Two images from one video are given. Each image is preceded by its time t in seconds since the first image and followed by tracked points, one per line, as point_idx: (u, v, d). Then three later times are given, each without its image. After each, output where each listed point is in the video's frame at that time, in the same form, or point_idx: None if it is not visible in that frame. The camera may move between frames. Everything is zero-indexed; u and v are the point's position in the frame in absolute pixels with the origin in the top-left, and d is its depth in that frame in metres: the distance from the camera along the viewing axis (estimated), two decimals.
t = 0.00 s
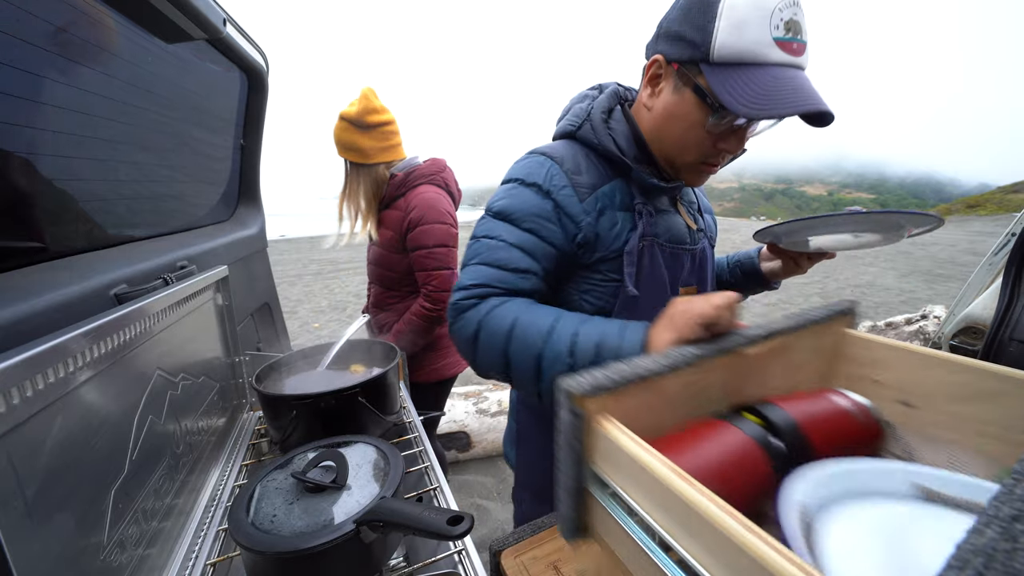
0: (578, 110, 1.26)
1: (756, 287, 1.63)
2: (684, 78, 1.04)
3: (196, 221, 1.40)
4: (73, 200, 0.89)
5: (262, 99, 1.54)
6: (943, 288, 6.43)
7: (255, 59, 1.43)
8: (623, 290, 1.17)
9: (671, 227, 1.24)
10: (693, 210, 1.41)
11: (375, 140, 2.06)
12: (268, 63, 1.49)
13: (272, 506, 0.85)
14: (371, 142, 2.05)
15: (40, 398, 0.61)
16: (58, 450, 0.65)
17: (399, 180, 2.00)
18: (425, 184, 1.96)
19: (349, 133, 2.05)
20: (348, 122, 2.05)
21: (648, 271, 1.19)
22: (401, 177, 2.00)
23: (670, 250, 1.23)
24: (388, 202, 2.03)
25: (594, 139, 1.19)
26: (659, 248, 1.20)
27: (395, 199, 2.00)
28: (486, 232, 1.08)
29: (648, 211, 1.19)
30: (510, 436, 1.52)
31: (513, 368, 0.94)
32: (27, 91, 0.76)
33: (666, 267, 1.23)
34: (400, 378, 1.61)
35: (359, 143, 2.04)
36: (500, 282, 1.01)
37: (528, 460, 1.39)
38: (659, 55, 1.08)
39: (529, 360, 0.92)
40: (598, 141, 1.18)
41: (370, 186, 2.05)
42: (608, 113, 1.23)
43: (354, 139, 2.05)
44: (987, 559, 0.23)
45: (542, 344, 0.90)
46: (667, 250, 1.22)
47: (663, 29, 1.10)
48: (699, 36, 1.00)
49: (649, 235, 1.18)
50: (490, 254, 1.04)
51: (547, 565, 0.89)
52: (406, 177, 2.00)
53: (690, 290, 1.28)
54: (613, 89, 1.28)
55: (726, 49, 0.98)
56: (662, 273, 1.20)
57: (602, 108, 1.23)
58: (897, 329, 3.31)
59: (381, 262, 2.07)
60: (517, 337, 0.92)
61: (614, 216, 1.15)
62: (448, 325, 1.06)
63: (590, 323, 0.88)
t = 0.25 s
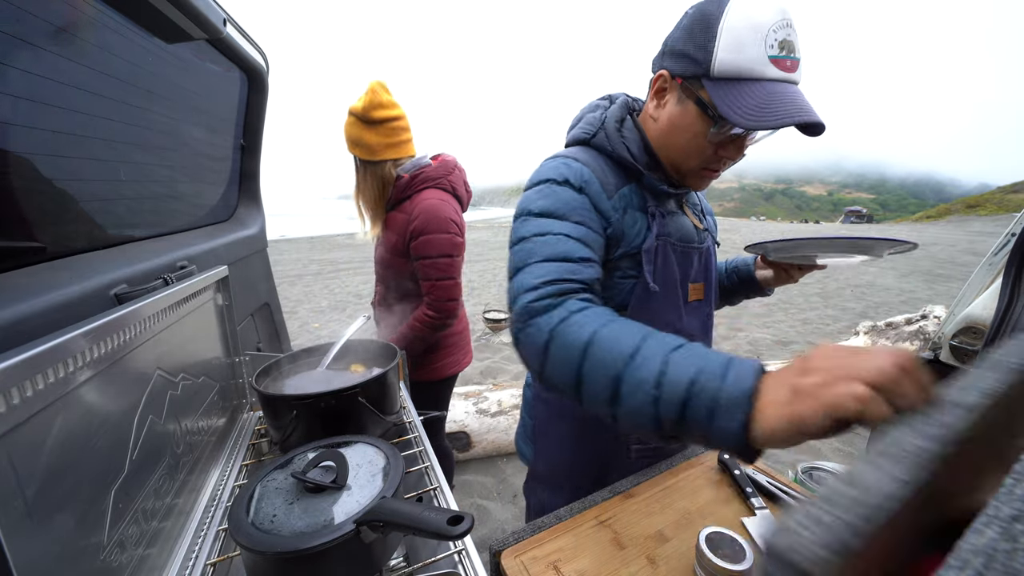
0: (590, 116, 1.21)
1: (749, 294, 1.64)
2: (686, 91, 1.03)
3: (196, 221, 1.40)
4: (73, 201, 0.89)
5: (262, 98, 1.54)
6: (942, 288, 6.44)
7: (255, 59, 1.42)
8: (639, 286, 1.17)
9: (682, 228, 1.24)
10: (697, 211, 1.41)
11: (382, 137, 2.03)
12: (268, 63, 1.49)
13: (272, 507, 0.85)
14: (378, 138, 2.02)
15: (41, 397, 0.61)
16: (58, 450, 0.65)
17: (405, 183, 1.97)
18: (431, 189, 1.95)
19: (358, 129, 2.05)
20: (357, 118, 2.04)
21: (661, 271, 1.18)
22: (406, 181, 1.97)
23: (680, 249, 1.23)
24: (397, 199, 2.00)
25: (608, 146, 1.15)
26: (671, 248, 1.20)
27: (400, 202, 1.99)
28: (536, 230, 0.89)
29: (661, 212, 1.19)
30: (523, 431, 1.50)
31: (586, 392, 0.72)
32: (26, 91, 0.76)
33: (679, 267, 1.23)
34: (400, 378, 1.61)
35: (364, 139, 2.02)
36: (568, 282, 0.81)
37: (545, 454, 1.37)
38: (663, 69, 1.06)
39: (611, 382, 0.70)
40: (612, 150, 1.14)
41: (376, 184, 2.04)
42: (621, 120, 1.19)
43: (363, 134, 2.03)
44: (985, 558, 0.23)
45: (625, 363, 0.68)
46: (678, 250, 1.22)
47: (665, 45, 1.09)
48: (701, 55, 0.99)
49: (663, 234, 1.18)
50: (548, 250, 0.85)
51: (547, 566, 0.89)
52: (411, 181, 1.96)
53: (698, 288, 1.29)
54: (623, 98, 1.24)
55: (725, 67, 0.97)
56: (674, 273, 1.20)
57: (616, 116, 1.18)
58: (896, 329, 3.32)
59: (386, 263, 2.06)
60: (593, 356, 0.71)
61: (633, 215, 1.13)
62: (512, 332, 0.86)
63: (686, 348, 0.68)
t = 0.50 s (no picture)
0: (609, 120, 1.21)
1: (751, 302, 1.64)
2: (699, 100, 1.04)
3: (196, 221, 1.40)
4: (73, 201, 0.89)
5: (263, 98, 1.54)
6: (942, 288, 6.45)
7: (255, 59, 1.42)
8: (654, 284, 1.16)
9: (696, 229, 1.23)
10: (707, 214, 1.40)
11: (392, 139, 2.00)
12: (268, 63, 1.49)
13: (272, 507, 0.85)
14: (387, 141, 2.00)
15: (41, 397, 0.61)
16: (58, 449, 0.65)
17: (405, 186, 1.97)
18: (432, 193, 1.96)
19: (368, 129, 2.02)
20: (367, 113, 2.01)
21: (677, 271, 1.17)
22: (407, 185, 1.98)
23: (694, 249, 1.22)
24: (398, 203, 2.01)
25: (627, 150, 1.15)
26: (687, 248, 1.19)
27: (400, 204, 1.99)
28: (558, 242, 0.98)
29: (676, 213, 1.18)
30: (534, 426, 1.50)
31: (608, 381, 0.95)
32: (26, 91, 0.76)
33: (693, 267, 1.22)
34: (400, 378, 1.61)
35: (370, 136, 1.98)
36: (590, 300, 0.96)
37: (560, 450, 1.38)
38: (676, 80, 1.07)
39: (641, 375, 0.93)
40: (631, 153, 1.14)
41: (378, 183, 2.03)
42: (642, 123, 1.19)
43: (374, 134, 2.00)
44: (985, 558, 0.22)
45: (631, 354, 0.93)
46: (693, 249, 1.21)
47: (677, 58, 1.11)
48: (711, 65, 1.00)
49: (679, 234, 1.17)
50: (571, 268, 0.96)
51: (547, 566, 0.89)
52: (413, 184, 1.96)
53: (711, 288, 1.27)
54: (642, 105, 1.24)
55: (734, 77, 0.98)
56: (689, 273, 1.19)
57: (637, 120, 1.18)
58: (896, 329, 3.33)
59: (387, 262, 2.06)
60: (630, 366, 0.92)
61: (650, 216, 1.14)
62: (538, 343, 1.01)
63: (698, 355, 0.94)
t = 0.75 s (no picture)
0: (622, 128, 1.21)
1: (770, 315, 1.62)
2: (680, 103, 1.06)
3: (196, 221, 1.40)
4: (73, 201, 0.89)
5: (263, 98, 1.54)
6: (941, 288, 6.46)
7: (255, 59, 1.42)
8: (664, 283, 1.16)
9: (706, 231, 1.22)
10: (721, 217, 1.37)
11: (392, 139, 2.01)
12: (268, 63, 1.49)
13: (272, 507, 0.85)
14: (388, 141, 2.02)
15: (41, 397, 0.61)
16: (59, 450, 0.65)
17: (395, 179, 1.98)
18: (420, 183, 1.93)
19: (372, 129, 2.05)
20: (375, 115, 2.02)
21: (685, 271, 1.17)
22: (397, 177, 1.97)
23: (704, 249, 1.20)
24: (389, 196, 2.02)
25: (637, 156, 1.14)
26: (696, 248, 1.18)
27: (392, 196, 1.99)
28: (601, 246, 1.03)
29: (686, 215, 1.18)
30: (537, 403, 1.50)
31: (653, 393, 1.04)
32: (26, 91, 0.76)
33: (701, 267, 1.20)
34: (400, 378, 1.61)
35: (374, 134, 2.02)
36: (640, 306, 1.03)
37: (559, 432, 1.37)
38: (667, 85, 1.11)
39: (671, 390, 1.03)
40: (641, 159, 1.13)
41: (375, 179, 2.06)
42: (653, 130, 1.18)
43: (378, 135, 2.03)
44: (984, 558, 0.22)
45: (682, 374, 1.02)
46: (702, 249, 1.20)
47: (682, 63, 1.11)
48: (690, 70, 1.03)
49: (689, 234, 1.16)
50: (616, 275, 1.02)
51: (547, 565, 0.89)
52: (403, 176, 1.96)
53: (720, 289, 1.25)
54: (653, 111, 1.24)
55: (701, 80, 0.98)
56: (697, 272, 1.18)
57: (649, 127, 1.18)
58: (895, 329, 3.34)
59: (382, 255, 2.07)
60: (655, 373, 1.02)
61: (663, 220, 1.15)
62: (580, 334, 1.07)
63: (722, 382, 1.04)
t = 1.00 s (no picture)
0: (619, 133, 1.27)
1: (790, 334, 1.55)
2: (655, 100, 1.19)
3: (196, 221, 1.40)
4: (73, 201, 0.89)
5: (262, 98, 1.54)
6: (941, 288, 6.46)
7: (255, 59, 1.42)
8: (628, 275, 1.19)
9: (693, 228, 1.20)
10: (732, 217, 1.29)
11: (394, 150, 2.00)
12: (267, 62, 1.49)
13: (272, 506, 0.85)
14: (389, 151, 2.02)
15: (40, 398, 0.61)
16: (58, 450, 0.65)
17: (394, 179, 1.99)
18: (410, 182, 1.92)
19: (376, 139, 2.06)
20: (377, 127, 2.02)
21: (658, 264, 1.17)
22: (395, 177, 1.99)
23: (684, 245, 1.18)
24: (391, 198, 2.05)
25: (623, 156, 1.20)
26: (671, 243, 1.17)
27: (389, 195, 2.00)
28: (541, 228, 1.17)
29: (667, 210, 1.18)
30: (536, 377, 1.60)
31: (559, 339, 1.13)
32: (25, 91, 0.76)
33: (680, 263, 1.18)
34: (400, 378, 1.61)
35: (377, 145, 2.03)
36: (545, 279, 1.14)
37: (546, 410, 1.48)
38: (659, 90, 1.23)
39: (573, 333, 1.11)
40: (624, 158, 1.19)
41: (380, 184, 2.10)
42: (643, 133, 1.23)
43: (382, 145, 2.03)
44: (984, 558, 0.22)
45: (569, 323, 1.10)
46: (682, 246, 1.18)
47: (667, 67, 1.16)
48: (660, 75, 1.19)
49: (662, 227, 1.17)
50: (545, 253, 1.15)
51: (547, 565, 0.89)
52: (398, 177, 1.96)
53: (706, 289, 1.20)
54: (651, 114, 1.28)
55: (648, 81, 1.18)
56: (672, 266, 1.17)
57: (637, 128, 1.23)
58: (895, 329, 3.34)
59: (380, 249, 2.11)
60: (553, 320, 1.11)
61: (633, 213, 1.18)
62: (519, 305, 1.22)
63: (619, 321, 1.07)
